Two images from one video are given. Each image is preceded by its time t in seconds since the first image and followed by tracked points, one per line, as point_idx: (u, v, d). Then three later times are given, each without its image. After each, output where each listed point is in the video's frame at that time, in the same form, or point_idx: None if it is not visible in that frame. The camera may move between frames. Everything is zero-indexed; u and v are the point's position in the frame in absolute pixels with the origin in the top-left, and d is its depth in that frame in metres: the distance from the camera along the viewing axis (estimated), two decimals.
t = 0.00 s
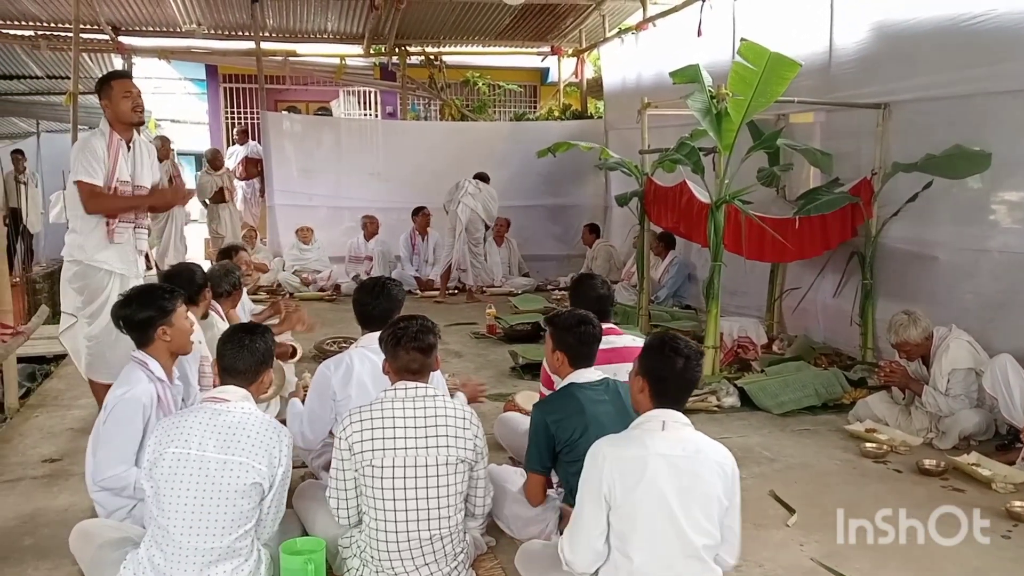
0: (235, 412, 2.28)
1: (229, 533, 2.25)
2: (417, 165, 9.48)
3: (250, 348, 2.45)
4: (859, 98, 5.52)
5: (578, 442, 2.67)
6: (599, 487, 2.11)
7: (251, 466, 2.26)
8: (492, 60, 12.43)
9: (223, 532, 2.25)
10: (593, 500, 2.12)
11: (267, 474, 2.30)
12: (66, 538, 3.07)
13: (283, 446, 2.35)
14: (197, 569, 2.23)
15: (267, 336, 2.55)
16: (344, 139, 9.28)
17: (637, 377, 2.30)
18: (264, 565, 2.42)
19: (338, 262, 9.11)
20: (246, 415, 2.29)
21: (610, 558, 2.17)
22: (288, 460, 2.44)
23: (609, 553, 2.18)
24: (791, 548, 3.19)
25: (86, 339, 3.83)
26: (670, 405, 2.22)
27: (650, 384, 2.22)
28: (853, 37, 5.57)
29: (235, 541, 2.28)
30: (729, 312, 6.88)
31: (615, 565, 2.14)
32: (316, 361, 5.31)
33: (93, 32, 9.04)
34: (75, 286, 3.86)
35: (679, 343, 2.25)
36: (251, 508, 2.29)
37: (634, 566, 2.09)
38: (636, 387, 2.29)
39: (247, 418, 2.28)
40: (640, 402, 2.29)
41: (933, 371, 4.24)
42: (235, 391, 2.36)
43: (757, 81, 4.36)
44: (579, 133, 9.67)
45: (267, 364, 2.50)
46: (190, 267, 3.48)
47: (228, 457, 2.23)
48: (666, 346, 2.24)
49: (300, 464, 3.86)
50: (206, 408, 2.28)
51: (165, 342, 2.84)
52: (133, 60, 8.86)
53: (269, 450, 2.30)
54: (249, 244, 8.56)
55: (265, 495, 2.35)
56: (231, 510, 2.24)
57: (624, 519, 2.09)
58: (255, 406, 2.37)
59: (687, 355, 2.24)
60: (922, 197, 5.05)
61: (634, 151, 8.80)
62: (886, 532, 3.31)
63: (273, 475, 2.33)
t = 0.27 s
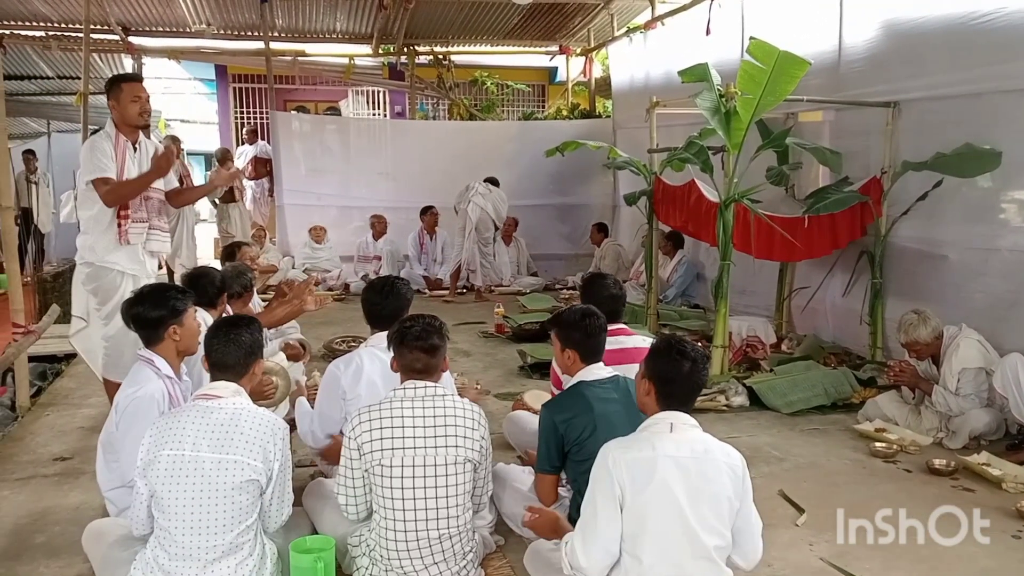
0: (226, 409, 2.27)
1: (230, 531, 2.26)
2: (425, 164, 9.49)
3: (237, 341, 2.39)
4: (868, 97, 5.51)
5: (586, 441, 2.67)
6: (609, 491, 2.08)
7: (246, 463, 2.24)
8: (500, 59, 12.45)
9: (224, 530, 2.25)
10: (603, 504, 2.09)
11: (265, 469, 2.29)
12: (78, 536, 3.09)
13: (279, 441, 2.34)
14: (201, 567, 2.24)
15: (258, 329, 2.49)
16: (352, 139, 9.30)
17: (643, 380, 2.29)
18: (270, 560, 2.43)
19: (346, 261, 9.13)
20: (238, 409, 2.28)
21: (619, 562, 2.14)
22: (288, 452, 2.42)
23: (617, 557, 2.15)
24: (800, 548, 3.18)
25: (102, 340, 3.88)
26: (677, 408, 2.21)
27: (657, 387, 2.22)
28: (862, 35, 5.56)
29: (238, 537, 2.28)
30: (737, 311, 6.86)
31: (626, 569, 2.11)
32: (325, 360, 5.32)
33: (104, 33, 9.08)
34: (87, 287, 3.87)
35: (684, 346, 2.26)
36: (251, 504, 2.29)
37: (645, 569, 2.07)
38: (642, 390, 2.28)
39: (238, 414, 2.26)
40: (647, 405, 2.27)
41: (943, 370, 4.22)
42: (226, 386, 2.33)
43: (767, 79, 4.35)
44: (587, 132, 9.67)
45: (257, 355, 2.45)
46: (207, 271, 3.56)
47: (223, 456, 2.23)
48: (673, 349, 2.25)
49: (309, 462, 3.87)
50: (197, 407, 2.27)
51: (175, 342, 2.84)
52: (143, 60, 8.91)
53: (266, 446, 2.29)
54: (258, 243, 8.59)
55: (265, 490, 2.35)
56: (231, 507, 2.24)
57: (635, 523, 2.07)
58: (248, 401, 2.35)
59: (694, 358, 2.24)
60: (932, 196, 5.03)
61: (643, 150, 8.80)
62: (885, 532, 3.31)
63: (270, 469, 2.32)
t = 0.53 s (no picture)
0: (211, 415, 2.25)
1: (230, 536, 2.26)
2: (432, 164, 9.50)
3: (216, 345, 2.37)
4: (877, 97, 5.50)
5: (594, 440, 2.66)
6: (611, 492, 2.10)
7: (239, 468, 2.23)
8: (508, 59, 12.46)
9: (223, 536, 2.25)
10: (605, 505, 2.11)
11: (259, 471, 2.28)
12: (87, 534, 3.10)
13: (270, 442, 2.32)
14: (204, 573, 2.25)
15: (238, 332, 2.47)
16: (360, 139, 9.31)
17: (645, 376, 2.28)
18: (274, 561, 2.44)
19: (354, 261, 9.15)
20: (224, 413, 2.26)
21: (625, 562, 2.15)
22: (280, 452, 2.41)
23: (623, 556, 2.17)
24: (808, 548, 3.18)
25: (107, 337, 3.88)
26: (681, 406, 2.21)
27: (661, 383, 2.21)
28: (870, 35, 5.54)
29: (239, 542, 2.29)
30: (745, 312, 6.85)
31: (630, 567, 2.12)
32: (333, 360, 5.33)
33: (112, 33, 9.11)
34: (96, 283, 3.90)
35: (687, 340, 2.25)
36: (250, 508, 2.29)
37: (650, 569, 2.08)
38: (646, 386, 2.27)
39: (224, 419, 2.25)
40: (649, 401, 2.28)
41: (952, 371, 4.20)
42: (210, 392, 2.32)
43: (775, 79, 4.35)
44: (594, 132, 9.67)
45: (238, 359, 2.43)
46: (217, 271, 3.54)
47: (214, 463, 2.21)
48: (673, 342, 2.24)
49: (316, 462, 3.87)
50: (183, 416, 2.25)
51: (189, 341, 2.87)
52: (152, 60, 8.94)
53: (258, 449, 2.28)
54: (266, 242, 8.60)
55: (262, 491, 2.34)
56: (228, 513, 2.24)
57: (638, 522, 2.08)
58: (234, 404, 2.34)
59: (694, 351, 2.24)
60: (941, 196, 5.01)
61: (650, 150, 8.79)
62: (885, 532, 3.31)
63: (265, 470, 2.31)
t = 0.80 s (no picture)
0: (214, 413, 2.24)
1: (236, 534, 2.26)
2: (438, 162, 9.50)
3: (219, 338, 2.37)
4: (884, 95, 5.48)
5: (602, 437, 2.67)
6: (609, 503, 2.06)
7: (241, 467, 2.22)
8: (514, 57, 12.46)
9: (230, 534, 2.25)
10: (604, 516, 2.07)
11: (263, 469, 2.28)
12: (94, 530, 3.11)
13: (274, 439, 2.31)
14: (211, 571, 2.25)
15: (242, 324, 2.45)
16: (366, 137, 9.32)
17: (636, 380, 2.28)
18: (281, 556, 2.44)
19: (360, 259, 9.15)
20: (227, 411, 2.25)
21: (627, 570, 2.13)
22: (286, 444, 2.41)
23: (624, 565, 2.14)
24: (815, 547, 3.17)
25: (113, 333, 3.90)
26: (670, 408, 2.20)
27: (650, 387, 2.21)
28: (879, 33, 5.52)
29: (246, 539, 2.29)
30: (751, 310, 6.84)
31: None
32: (339, 357, 5.33)
33: (120, 30, 9.13)
34: (102, 279, 3.89)
35: (674, 341, 2.24)
36: (255, 506, 2.29)
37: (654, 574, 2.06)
38: (636, 390, 2.27)
39: (226, 418, 2.23)
40: (641, 406, 2.27)
41: (959, 370, 4.19)
42: (212, 389, 2.32)
43: (782, 76, 4.34)
44: (601, 130, 9.66)
45: (241, 352, 2.42)
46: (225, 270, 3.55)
47: (218, 463, 2.21)
48: (660, 344, 2.23)
49: (323, 458, 3.88)
50: (185, 415, 2.24)
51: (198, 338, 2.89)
52: (160, 57, 8.95)
53: (261, 447, 2.27)
54: (272, 240, 8.61)
55: (268, 489, 2.34)
56: (233, 513, 2.24)
57: (639, 529, 2.06)
58: (236, 400, 2.33)
59: (682, 352, 2.23)
60: (948, 195, 5.00)
61: (657, 148, 8.78)
62: (885, 532, 3.30)
63: (269, 469, 2.30)
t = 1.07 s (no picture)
0: (238, 409, 2.26)
1: (247, 531, 2.26)
2: (444, 158, 9.50)
3: (253, 336, 2.39)
4: (892, 91, 5.46)
5: (606, 430, 2.66)
6: (609, 500, 2.08)
7: (259, 463, 2.23)
8: (521, 52, 12.45)
9: (240, 529, 2.25)
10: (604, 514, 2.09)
11: (280, 467, 2.29)
12: (101, 524, 3.12)
13: (293, 440, 2.32)
14: (218, 566, 2.25)
15: (274, 325, 2.48)
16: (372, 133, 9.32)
17: (630, 375, 2.27)
18: (289, 557, 2.44)
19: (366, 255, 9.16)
20: (251, 407, 2.27)
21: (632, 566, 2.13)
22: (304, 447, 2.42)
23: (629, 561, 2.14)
24: (821, 544, 3.16)
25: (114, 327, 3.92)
26: (665, 401, 2.19)
27: (644, 381, 2.20)
28: (887, 28, 5.50)
29: (256, 536, 2.29)
30: (757, 307, 6.83)
31: (637, 573, 2.11)
32: (345, 352, 5.34)
33: (127, 25, 9.14)
34: (109, 273, 3.93)
35: (666, 333, 2.23)
36: (268, 502, 2.29)
37: (657, 571, 2.06)
38: (631, 385, 2.26)
39: (250, 414, 2.26)
40: (637, 400, 2.26)
41: (967, 367, 4.17)
42: (239, 385, 2.34)
43: (790, 72, 4.33)
44: (607, 126, 9.65)
45: (272, 352, 2.44)
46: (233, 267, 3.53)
47: (236, 457, 2.22)
48: (651, 338, 2.22)
49: (329, 453, 3.88)
50: (210, 407, 2.26)
51: (204, 332, 2.90)
52: (167, 52, 8.96)
53: (279, 444, 2.28)
54: (279, 235, 8.62)
55: (281, 488, 2.34)
56: (245, 508, 2.23)
57: (640, 526, 2.07)
58: (261, 399, 2.35)
59: (675, 345, 2.21)
60: (956, 191, 4.98)
61: (663, 144, 8.77)
62: (885, 532, 3.26)
63: (286, 468, 2.31)
